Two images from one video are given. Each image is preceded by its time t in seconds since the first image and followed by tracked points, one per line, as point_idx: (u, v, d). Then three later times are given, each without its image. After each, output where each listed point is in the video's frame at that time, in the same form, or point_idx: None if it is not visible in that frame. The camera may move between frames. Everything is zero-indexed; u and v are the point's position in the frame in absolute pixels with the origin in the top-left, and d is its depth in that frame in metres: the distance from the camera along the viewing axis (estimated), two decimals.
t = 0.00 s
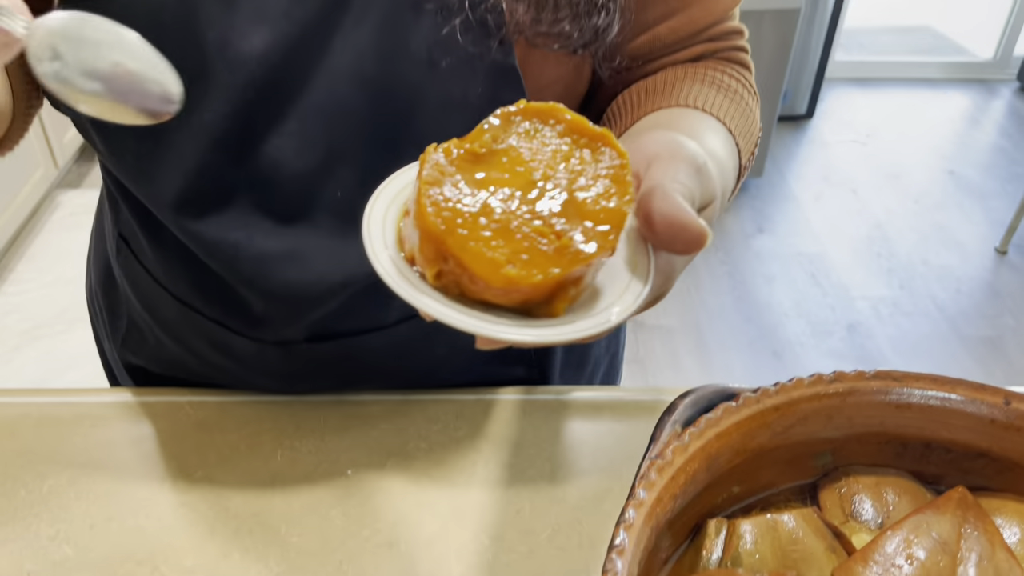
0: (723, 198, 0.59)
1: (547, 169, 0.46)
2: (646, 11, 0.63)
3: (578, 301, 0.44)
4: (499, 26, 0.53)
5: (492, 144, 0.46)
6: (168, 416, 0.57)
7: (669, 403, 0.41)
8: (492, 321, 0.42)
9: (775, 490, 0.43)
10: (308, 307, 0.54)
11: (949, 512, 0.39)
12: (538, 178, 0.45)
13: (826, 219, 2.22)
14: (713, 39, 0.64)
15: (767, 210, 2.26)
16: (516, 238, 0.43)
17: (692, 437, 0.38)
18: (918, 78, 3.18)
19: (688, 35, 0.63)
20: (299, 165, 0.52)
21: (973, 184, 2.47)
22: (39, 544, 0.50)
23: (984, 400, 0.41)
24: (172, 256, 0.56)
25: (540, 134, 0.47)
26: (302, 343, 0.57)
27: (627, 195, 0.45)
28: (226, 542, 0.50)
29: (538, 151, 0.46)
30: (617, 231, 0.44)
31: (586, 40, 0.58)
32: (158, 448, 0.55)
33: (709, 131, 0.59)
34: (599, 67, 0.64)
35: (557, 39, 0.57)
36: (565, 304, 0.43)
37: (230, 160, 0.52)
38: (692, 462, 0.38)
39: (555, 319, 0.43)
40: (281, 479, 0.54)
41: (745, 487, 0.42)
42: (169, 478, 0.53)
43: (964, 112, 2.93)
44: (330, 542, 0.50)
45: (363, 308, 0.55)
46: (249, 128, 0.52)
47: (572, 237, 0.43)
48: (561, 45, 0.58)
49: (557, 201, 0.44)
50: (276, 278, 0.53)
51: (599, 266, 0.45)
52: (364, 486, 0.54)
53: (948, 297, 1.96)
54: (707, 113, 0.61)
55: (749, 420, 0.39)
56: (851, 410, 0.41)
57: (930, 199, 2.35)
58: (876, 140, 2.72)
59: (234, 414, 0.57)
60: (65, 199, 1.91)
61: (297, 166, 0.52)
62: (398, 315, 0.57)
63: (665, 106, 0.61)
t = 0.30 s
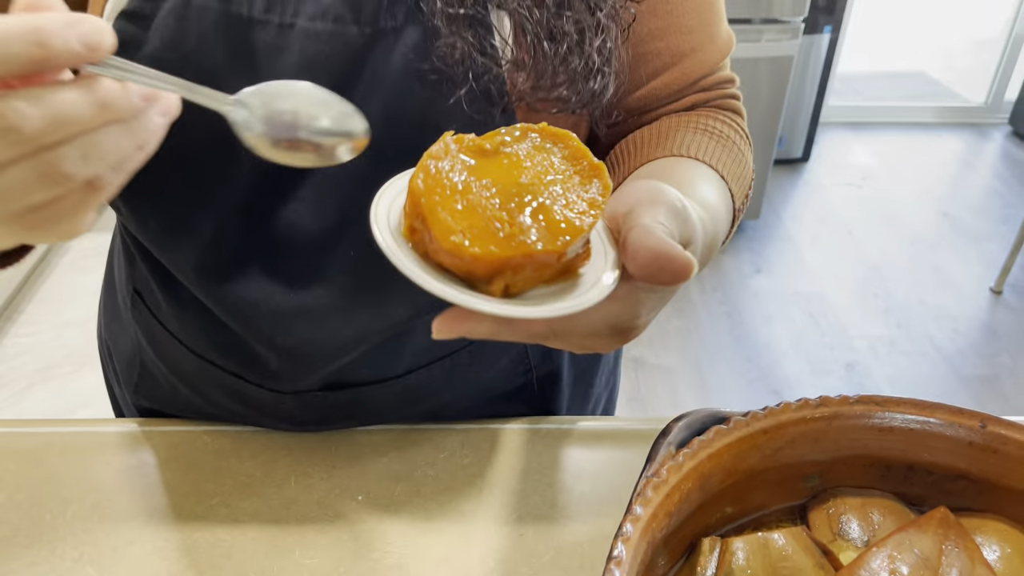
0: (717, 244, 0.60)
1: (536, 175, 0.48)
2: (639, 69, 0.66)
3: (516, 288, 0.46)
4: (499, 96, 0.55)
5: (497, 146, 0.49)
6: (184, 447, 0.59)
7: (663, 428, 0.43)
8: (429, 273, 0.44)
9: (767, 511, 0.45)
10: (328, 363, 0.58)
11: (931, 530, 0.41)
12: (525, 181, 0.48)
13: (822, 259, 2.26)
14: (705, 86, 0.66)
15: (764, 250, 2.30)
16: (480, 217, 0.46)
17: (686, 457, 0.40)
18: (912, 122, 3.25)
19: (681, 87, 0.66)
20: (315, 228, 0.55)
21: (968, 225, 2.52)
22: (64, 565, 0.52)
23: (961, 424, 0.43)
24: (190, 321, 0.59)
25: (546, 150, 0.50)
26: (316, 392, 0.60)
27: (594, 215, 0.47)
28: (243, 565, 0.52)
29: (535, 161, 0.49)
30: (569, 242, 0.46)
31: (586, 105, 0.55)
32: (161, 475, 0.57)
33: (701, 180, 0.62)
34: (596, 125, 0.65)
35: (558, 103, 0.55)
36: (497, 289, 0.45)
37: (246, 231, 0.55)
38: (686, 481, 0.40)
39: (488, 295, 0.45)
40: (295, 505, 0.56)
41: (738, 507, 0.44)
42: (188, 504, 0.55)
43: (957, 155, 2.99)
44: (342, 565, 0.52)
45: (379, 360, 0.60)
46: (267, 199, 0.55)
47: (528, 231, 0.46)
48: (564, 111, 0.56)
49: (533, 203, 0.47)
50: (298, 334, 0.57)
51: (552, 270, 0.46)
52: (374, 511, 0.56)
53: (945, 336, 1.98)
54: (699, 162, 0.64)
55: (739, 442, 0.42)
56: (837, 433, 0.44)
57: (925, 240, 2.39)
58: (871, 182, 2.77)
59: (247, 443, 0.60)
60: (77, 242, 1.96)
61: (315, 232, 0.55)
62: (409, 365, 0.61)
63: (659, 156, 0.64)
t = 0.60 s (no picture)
0: (714, 307, 0.61)
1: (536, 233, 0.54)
2: (641, 150, 0.68)
3: (500, 322, 0.50)
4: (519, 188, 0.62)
5: (506, 207, 0.55)
6: (211, 490, 0.62)
7: (662, 460, 0.48)
8: (426, 302, 0.50)
9: (757, 541, 0.49)
10: (353, 442, 0.63)
11: (907, 556, 0.45)
12: (524, 240, 0.53)
13: (820, 322, 2.31)
14: (703, 162, 0.68)
15: (762, 314, 2.35)
16: (478, 259, 0.52)
17: (682, 486, 0.44)
18: (904, 189, 3.35)
19: (681, 164, 0.67)
20: (353, 313, 0.59)
21: (962, 289, 2.58)
22: None
23: (932, 457, 0.47)
24: (224, 400, 0.63)
25: (550, 214, 0.55)
26: (347, 463, 0.65)
27: (577, 267, 0.52)
28: None
29: (536, 220, 0.55)
30: (550, 284, 0.50)
31: (595, 189, 0.64)
32: (177, 528, 0.59)
33: (699, 248, 0.62)
34: (604, 205, 0.68)
35: (572, 190, 0.64)
36: (482, 321, 0.50)
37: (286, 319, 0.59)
38: (681, 508, 0.44)
39: (472, 326, 0.50)
40: (318, 543, 0.59)
41: (730, 536, 0.48)
42: (217, 542, 0.58)
43: (948, 222, 3.08)
44: None
45: (407, 432, 0.65)
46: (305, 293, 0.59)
47: (515, 273, 0.51)
48: (577, 194, 0.64)
49: (528, 255, 0.53)
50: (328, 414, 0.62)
51: (537, 312, 0.51)
52: (394, 547, 0.59)
53: (943, 398, 2.01)
54: (700, 232, 0.64)
55: (730, 474, 0.46)
56: (819, 467, 0.48)
57: (920, 303, 2.44)
58: (866, 248, 2.84)
59: (272, 487, 0.63)
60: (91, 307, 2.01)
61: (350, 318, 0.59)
62: (433, 435, 0.66)
63: (660, 225, 0.65)
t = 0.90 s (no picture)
0: (709, 356, 0.64)
1: (549, 286, 0.58)
2: (641, 206, 0.72)
3: (517, 366, 0.54)
4: (530, 243, 0.67)
5: (522, 261, 0.59)
6: (234, 524, 0.65)
7: (664, 490, 0.51)
8: (449, 347, 0.54)
9: (756, 568, 0.52)
10: (371, 479, 0.66)
11: None
12: (539, 291, 0.57)
13: (819, 372, 2.33)
14: (698, 216, 0.72)
15: (763, 363, 2.38)
16: (497, 307, 0.56)
17: (683, 513, 0.47)
18: (901, 241, 3.41)
19: (678, 219, 0.71)
20: (374, 356, 0.63)
21: (959, 339, 2.61)
22: None
23: (918, 487, 0.50)
24: (251, 440, 0.66)
25: (563, 268, 0.60)
26: (365, 499, 0.67)
27: (587, 316, 0.56)
28: None
29: (550, 273, 0.59)
30: (561, 330, 0.54)
31: (601, 246, 0.68)
32: (201, 565, 0.61)
33: (696, 297, 0.66)
34: (609, 258, 0.73)
35: (581, 245, 0.68)
36: (501, 364, 0.54)
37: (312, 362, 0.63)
38: (682, 533, 0.47)
39: (491, 368, 0.53)
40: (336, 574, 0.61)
41: (729, 563, 0.51)
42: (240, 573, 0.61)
43: (944, 273, 3.13)
44: None
45: (423, 470, 0.68)
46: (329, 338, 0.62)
47: (530, 320, 0.55)
48: (583, 250, 0.68)
49: (542, 305, 0.56)
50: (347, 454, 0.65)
51: (550, 356, 0.55)
52: None
53: (943, 446, 2.02)
54: (696, 281, 0.68)
55: (728, 502, 0.49)
56: (812, 497, 0.51)
57: (918, 354, 2.47)
58: (864, 299, 2.88)
59: (292, 522, 0.66)
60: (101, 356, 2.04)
61: (366, 370, 0.63)
62: (448, 472, 0.69)
63: (661, 275, 0.68)
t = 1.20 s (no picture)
0: (692, 422, 0.69)
1: (553, 351, 0.64)
2: (634, 284, 0.78)
3: (525, 423, 0.59)
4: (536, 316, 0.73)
5: (528, 330, 0.65)
6: None
7: (656, 546, 0.55)
8: (466, 404, 0.60)
9: None
10: (387, 534, 0.72)
11: None
12: (543, 355, 0.63)
13: (816, 447, 2.36)
14: (688, 293, 0.77)
15: (760, 438, 2.41)
16: (506, 370, 0.61)
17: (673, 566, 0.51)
18: (893, 319, 3.48)
19: (668, 296, 0.77)
20: (390, 419, 0.69)
21: (953, 416, 2.64)
22: None
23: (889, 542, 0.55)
24: (275, 498, 0.72)
25: (567, 336, 0.65)
26: (380, 553, 0.73)
27: (585, 379, 0.61)
28: None
29: (554, 340, 0.64)
30: (563, 392, 0.60)
31: (598, 318, 0.75)
32: None
33: (681, 366, 0.71)
34: (608, 330, 0.78)
35: (580, 317, 0.74)
36: (510, 422, 0.59)
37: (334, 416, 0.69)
38: None
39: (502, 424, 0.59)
40: None
41: None
42: None
43: (936, 350, 3.18)
44: None
45: (433, 527, 0.73)
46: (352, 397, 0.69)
47: (536, 382, 0.60)
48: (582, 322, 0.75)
49: (547, 369, 0.61)
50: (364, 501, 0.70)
51: (553, 415, 0.60)
52: None
53: (939, 521, 2.03)
54: (682, 352, 0.73)
55: (715, 556, 0.53)
56: (794, 552, 0.55)
57: (913, 429, 2.51)
58: (859, 375, 2.93)
59: None
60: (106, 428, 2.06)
61: (395, 421, 0.69)
62: (457, 530, 0.74)
63: (651, 345, 0.74)
